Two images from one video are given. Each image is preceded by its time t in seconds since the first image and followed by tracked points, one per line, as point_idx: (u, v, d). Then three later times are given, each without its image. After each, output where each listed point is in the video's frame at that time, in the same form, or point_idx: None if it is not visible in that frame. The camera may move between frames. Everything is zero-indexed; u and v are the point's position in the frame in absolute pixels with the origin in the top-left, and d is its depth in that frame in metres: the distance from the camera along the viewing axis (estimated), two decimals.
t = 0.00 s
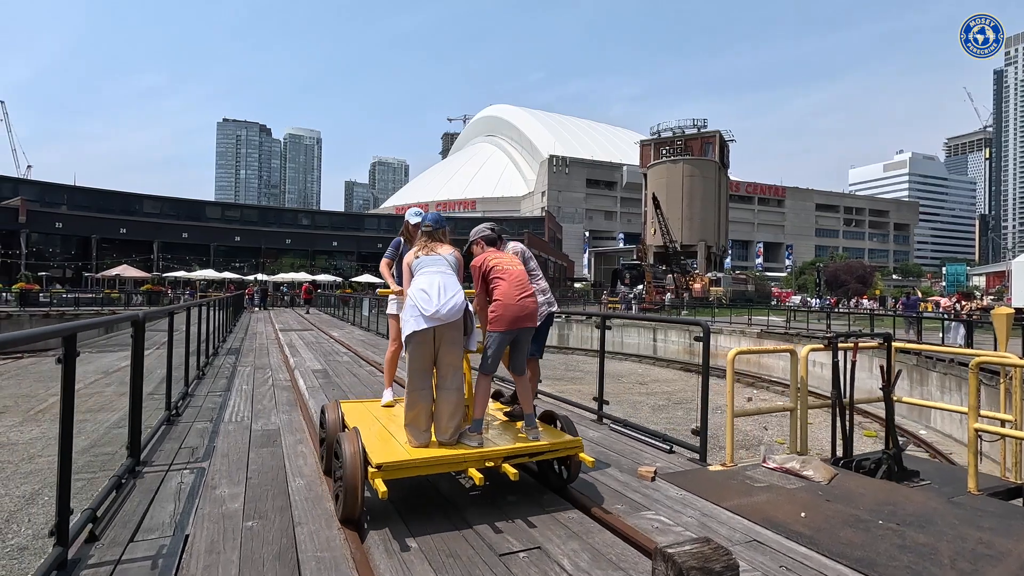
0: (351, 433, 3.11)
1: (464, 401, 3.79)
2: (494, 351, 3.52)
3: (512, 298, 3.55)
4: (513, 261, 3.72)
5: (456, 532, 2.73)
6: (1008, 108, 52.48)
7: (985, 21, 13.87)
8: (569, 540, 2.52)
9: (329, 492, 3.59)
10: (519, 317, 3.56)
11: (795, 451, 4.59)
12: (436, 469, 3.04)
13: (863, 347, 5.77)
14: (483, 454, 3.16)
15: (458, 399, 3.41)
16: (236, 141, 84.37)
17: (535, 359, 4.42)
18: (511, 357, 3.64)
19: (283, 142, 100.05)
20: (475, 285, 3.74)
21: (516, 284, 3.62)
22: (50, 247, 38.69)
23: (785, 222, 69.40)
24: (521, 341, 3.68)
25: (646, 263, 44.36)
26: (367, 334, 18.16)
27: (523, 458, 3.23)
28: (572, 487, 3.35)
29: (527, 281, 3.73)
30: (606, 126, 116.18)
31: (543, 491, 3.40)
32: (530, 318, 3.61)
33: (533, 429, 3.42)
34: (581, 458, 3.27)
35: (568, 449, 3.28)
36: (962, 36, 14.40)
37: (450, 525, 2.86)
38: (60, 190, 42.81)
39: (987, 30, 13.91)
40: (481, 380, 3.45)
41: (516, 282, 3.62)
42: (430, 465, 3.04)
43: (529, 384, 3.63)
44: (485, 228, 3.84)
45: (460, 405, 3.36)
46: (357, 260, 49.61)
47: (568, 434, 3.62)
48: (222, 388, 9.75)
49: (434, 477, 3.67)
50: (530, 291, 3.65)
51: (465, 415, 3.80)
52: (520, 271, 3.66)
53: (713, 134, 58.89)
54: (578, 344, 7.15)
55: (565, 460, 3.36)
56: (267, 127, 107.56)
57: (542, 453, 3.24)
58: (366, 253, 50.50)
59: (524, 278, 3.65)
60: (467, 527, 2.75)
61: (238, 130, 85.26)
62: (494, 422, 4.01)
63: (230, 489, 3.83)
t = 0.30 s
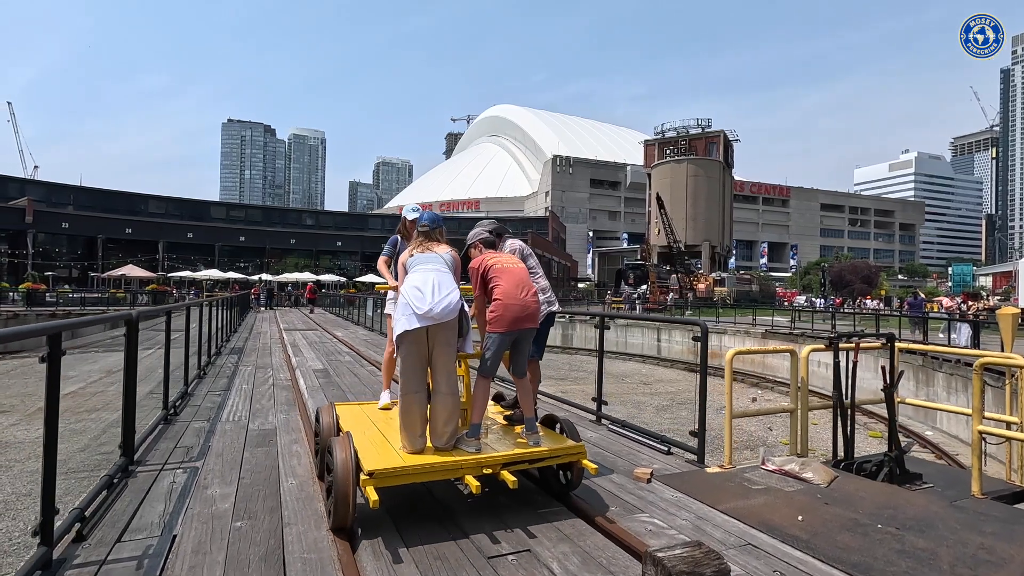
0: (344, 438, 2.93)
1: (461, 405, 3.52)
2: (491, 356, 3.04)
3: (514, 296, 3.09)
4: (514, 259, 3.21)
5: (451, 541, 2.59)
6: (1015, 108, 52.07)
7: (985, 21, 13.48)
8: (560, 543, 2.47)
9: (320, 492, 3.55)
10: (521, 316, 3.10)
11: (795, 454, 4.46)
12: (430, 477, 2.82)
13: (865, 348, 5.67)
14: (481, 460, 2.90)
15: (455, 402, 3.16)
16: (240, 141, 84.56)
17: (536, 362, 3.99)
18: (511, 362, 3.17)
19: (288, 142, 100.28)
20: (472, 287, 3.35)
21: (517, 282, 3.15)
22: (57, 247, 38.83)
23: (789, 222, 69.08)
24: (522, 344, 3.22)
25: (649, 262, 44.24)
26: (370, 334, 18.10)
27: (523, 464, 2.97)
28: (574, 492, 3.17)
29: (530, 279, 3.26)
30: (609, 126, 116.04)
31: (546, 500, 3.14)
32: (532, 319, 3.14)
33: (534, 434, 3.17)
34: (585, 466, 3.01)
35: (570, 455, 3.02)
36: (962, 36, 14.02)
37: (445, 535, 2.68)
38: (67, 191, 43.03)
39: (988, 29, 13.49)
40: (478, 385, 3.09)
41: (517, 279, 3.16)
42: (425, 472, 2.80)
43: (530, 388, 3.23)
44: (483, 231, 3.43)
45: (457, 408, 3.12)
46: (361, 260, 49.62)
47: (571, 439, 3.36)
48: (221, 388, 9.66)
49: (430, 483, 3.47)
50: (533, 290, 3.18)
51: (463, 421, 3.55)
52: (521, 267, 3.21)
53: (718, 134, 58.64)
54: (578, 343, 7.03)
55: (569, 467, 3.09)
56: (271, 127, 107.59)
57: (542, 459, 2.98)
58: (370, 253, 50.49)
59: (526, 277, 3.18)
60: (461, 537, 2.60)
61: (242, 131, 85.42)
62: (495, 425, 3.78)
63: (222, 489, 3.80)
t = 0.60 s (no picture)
0: (335, 443, 2.80)
1: (457, 409, 3.31)
2: (490, 358, 2.84)
3: (514, 294, 2.88)
4: (513, 258, 3.03)
5: (443, 550, 2.48)
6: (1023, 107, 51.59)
7: (986, 21, 12.22)
8: (550, 545, 2.44)
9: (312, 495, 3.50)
10: (522, 316, 2.89)
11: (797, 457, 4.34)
12: (424, 485, 2.64)
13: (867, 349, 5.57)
14: (476, 467, 2.70)
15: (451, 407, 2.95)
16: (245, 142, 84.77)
17: (536, 363, 3.74)
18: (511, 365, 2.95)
19: (293, 143, 100.51)
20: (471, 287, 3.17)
21: (517, 281, 2.95)
22: (63, 247, 38.99)
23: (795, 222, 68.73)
24: (522, 345, 3.01)
25: (653, 263, 44.11)
26: (374, 334, 18.06)
27: (522, 471, 2.76)
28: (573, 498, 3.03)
29: (530, 278, 3.06)
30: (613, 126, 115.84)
31: (544, 505, 2.97)
32: (532, 319, 2.93)
33: (533, 439, 2.92)
34: (586, 472, 2.80)
35: (571, 461, 2.83)
36: (961, 36, 12.69)
37: (438, 544, 2.54)
38: (74, 191, 43.26)
39: (989, 29, 12.31)
40: (475, 389, 2.87)
41: (516, 279, 2.95)
42: (418, 480, 2.63)
43: (531, 391, 2.99)
44: (478, 235, 3.25)
45: (454, 412, 2.89)
46: (365, 260, 49.58)
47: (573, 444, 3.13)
48: (222, 388, 9.64)
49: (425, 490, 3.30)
50: (535, 289, 2.98)
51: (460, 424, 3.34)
52: (521, 266, 3.02)
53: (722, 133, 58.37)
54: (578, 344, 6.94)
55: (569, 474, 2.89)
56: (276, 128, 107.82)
57: (542, 466, 2.77)
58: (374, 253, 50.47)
59: (526, 275, 2.98)
60: (455, 546, 2.49)
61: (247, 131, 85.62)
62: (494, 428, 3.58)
63: (215, 489, 3.78)
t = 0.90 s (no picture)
0: (325, 447, 2.74)
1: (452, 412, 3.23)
2: (485, 360, 2.77)
3: (509, 297, 2.80)
4: (511, 259, 2.95)
5: (432, 555, 2.43)
6: None
7: (985, 21, 12.04)
8: (541, 548, 2.41)
9: (303, 496, 3.46)
10: (517, 318, 2.81)
11: (797, 461, 4.24)
12: (412, 488, 2.58)
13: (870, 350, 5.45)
14: (467, 473, 2.64)
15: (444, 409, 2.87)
16: (251, 142, 85.02)
17: (533, 366, 3.66)
18: (507, 367, 2.87)
19: (298, 143, 100.74)
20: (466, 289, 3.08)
21: (514, 283, 2.86)
22: (70, 246, 39.19)
23: (800, 222, 68.33)
24: (519, 347, 2.92)
25: (658, 263, 43.94)
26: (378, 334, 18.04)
27: (514, 476, 2.71)
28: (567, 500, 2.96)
29: (529, 279, 2.98)
30: (618, 126, 115.46)
31: (539, 509, 2.91)
32: (530, 322, 2.84)
33: (528, 443, 2.83)
34: (582, 477, 2.74)
35: (567, 465, 2.75)
36: (960, 37, 12.54)
37: (429, 549, 2.48)
38: (81, 192, 43.53)
39: (988, 29, 12.14)
40: (470, 392, 2.79)
41: (514, 281, 2.87)
42: (407, 485, 2.58)
43: (527, 395, 2.91)
44: (474, 233, 3.15)
45: (446, 415, 2.82)
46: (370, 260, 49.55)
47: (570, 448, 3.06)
48: (223, 387, 9.61)
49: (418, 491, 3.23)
50: (533, 291, 2.89)
51: (453, 428, 3.27)
52: (519, 268, 2.93)
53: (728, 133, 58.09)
54: (577, 344, 6.90)
55: (566, 477, 2.83)
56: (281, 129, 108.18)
57: (536, 470, 2.71)
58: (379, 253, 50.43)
59: (524, 277, 2.90)
60: (447, 552, 2.44)
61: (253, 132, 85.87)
62: (489, 426, 3.51)
63: (207, 489, 3.75)
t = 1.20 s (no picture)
0: (314, 448, 2.71)
1: (445, 415, 3.18)
2: (477, 361, 2.73)
3: (499, 298, 2.75)
4: (502, 259, 2.90)
5: (421, 558, 2.39)
6: None
7: (983, 21, 11.90)
8: (531, 551, 2.37)
9: (295, 498, 3.41)
10: (508, 320, 2.76)
11: (799, 464, 4.17)
12: (400, 491, 2.53)
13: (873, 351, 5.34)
14: (458, 475, 2.59)
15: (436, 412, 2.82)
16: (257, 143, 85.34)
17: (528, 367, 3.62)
18: (500, 369, 2.82)
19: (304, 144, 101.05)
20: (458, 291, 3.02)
21: (507, 283, 2.82)
22: (78, 247, 39.41)
23: (807, 222, 67.92)
24: (512, 349, 2.87)
25: (663, 263, 43.74)
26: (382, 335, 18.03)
27: (506, 479, 2.66)
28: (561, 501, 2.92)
29: (522, 280, 2.93)
30: (623, 126, 115.19)
31: (532, 510, 2.87)
32: (522, 323, 2.81)
33: (521, 444, 2.79)
34: (575, 479, 2.68)
35: (559, 468, 2.70)
36: (960, 37, 12.37)
37: (418, 553, 2.44)
38: (89, 193, 43.79)
39: (989, 29, 11.95)
40: (461, 392, 2.75)
41: (506, 281, 2.82)
42: (395, 488, 2.53)
43: (520, 396, 2.86)
44: (468, 231, 3.06)
45: (439, 418, 2.79)
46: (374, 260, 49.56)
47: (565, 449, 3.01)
48: (225, 387, 9.57)
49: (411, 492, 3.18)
50: (524, 292, 2.85)
51: (445, 430, 3.21)
52: (511, 269, 2.88)
53: (733, 133, 57.79)
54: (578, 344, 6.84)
55: (558, 480, 2.78)
56: (287, 129, 108.60)
57: (527, 474, 2.66)
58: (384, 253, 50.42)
59: (516, 277, 2.85)
60: (436, 555, 2.39)
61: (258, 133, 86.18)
62: (484, 426, 3.46)
63: (201, 490, 3.72)
